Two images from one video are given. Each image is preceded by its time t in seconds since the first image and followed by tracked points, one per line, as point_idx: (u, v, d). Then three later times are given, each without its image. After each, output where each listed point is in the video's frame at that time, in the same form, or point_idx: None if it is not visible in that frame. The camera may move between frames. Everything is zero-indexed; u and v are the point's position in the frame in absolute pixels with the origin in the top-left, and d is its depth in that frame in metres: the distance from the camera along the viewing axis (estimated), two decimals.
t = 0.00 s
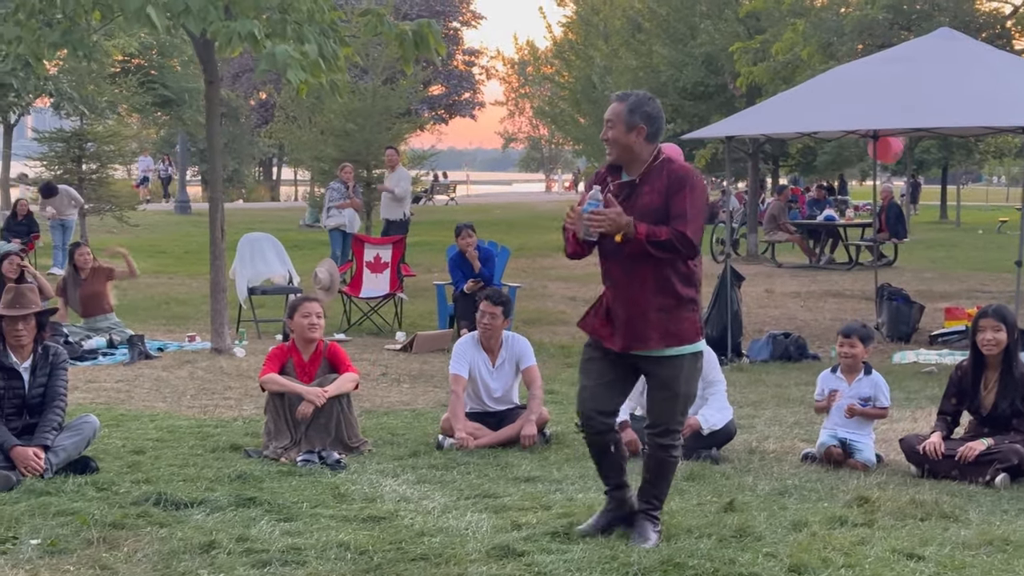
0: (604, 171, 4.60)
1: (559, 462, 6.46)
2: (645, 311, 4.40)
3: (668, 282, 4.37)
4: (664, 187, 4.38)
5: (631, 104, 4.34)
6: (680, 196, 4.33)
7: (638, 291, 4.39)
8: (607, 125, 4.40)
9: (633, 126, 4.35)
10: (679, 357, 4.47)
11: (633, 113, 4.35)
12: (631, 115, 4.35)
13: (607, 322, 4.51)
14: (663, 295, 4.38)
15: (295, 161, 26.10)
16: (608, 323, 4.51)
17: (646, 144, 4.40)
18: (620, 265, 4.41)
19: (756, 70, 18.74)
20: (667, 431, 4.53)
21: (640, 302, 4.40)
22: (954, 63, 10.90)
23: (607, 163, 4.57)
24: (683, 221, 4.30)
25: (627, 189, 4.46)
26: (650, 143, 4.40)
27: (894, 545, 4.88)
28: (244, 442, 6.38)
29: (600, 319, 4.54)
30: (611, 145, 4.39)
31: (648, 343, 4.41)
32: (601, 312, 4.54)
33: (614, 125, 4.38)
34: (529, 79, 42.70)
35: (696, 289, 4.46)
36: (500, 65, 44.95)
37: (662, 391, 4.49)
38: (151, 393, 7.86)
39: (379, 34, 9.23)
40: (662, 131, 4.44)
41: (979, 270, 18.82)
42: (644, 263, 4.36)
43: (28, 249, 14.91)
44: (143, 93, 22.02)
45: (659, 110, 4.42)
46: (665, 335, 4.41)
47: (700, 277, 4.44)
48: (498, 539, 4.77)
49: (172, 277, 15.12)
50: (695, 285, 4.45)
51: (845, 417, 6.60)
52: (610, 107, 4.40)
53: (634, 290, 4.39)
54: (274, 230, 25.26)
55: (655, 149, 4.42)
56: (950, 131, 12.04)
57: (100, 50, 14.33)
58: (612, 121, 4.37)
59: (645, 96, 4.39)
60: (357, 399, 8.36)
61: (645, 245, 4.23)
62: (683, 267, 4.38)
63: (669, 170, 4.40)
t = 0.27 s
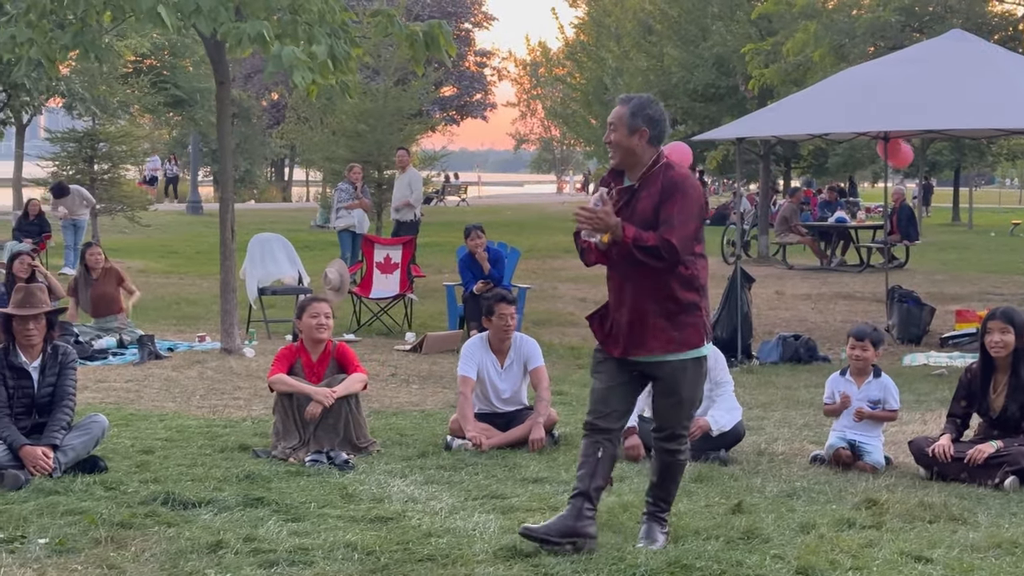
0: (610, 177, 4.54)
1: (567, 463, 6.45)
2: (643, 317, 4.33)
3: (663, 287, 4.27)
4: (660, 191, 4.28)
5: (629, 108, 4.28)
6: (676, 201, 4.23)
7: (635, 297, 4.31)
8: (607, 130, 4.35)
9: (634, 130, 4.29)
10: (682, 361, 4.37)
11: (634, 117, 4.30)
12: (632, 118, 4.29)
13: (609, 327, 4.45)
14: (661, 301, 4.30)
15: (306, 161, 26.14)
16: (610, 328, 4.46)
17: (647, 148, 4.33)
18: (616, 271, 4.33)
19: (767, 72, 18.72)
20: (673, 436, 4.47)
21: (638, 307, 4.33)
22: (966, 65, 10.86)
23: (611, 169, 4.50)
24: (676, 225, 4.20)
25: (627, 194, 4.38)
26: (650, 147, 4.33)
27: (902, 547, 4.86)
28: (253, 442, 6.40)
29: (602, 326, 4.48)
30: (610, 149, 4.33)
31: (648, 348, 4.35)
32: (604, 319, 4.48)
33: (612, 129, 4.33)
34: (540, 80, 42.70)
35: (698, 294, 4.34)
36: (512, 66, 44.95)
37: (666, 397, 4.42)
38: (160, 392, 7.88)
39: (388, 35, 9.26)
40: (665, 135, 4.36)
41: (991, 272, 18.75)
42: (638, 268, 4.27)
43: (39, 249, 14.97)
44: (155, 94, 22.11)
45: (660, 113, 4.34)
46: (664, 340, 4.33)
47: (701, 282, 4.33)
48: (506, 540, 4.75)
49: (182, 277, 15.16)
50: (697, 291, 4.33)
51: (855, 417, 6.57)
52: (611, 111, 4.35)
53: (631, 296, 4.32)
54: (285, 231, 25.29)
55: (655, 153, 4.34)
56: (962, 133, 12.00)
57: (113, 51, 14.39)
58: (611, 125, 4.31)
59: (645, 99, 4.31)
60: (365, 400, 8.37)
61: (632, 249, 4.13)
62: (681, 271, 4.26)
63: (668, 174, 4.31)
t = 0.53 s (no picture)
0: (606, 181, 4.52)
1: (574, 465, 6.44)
2: (637, 321, 4.30)
3: (659, 291, 4.24)
4: (656, 193, 4.27)
5: (626, 111, 4.26)
6: (671, 205, 4.21)
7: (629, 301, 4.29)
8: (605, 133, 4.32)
9: (631, 133, 4.26)
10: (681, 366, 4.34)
11: (632, 119, 4.27)
12: (630, 121, 4.27)
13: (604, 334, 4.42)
14: (654, 305, 4.27)
15: (316, 162, 26.16)
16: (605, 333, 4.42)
17: (644, 151, 4.30)
18: (611, 275, 4.31)
19: (777, 73, 18.69)
20: (672, 444, 4.46)
21: (633, 311, 4.30)
22: (976, 66, 10.83)
23: (607, 175, 4.48)
24: (671, 228, 4.19)
25: (623, 198, 4.36)
26: (647, 151, 4.29)
27: (910, 550, 4.85)
28: (261, 442, 6.41)
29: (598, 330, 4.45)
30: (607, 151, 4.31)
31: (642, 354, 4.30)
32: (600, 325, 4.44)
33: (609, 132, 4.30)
34: (550, 81, 42.69)
35: (694, 299, 4.31)
36: (523, 67, 44.95)
37: (665, 406, 4.39)
38: (169, 393, 7.90)
39: (396, 36, 9.28)
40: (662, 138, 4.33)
41: (1001, 275, 18.69)
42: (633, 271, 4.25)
43: (49, 249, 15.02)
44: (165, 95, 22.18)
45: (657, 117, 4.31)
46: (659, 344, 4.30)
47: (697, 286, 4.29)
48: (513, 542, 4.74)
49: (192, 278, 15.19)
50: (693, 296, 4.30)
51: (863, 421, 6.54)
52: (609, 113, 4.32)
53: (626, 300, 4.30)
54: (295, 232, 25.33)
55: (652, 156, 4.31)
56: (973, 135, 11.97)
57: (123, 52, 14.42)
58: (608, 128, 4.29)
59: (644, 103, 4.29)
60: (374, 401, 8.38)
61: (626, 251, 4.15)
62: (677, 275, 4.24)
63: (664, 176, 4.28)
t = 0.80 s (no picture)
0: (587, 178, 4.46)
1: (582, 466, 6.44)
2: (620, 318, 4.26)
3: (640, 289, 4.21)
4: (637, 190, 4.21)
5: (609, 106, 4.20)
6: (653, 201, 4.17)
7: (610, 298, 4.24)
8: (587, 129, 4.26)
9: (615, 129, 4.20)
10: (660, 367, 4.31)
11: (616, 116, 4.20)
12: (614, 117, 4.20)
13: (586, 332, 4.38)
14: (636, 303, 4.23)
15: (326, 163, 26.18)
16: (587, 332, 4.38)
17: (626, 148, 4.25)
18: (592, 273, 4.26)
19: (787, 74, 18.66)
20: (661, 450, 4.44)
21: (614, 309, 4.26)
22: (985, 67, 10.80)
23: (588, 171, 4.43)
24: (652, 222, 4.14)
25: (604, 195, 4.31)
26: (629, 148, 4.25)
27: (919, 551, 4.83)
28: (270, 442, 6.42)
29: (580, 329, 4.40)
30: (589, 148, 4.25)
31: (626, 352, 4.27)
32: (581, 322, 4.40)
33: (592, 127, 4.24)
34: (560, 83, 42.69)
35: (674, 297, 4.29)
36: (533, 68, 44.94)
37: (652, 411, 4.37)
38: (179, 393, 7.91)
39: (407, 37, 9.30)
40: (644, 136, 4.28)
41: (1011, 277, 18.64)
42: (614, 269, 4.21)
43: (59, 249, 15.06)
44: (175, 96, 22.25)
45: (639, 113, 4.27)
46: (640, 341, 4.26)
47: (676, 284, 4.27)
48: (520, 543, 4.74)
49: (202, 279, 15.22)
50: (673, 294, 4.28)
51: (871, 424, 6.53)
52: (592, 110, 4.26)
53: (607, 298, 4.25)
54: (304, 232, 25.37)
55: (634, 153, 4.26)
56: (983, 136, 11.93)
57: (134, 52, 14.46)
58: (590, 124, 4.23)
59: (627, 99, 4.24)
60: (383, 401, 8.38)
61: (607, 247, 4.10)
62: (656, 273, 4.21)
63: (645, 173, 4.24)
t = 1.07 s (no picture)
0: (568, 172, 4.42)
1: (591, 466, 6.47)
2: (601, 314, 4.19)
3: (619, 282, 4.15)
4: (619, 183, 4.17)
5: (589, 97, 4.15)
6: (635, 194, 4.11)
7: (590, 291, 4.17)
8: (567, 121, 4.22)
9: (598, 121, 4.15)
10: (637, 364, 4.23)
11: (597, 109, 4.16)
12: (597, 110, 4.16)
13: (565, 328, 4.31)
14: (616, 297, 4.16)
15: (336, 164, 26.22)
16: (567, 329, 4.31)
17: (607, 142, 4.21)
18: (573, 266, 4.19)
19: (797, 74, 18.62)
20: (647, 452, 4.34)
21: (594, 302, 4.19)
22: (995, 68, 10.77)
23: (570, 166, 4.38)
24: (636, 214, 4.07)
25: (585, 187, 4.26)
26: (610, 141, 4.21)
27: (927, 552, 4.82)
28: (279, 442, 6.44)
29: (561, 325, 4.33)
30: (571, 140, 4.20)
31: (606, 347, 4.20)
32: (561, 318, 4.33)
33: (572, 119, 4.20)
34: (570, 84, 42.69)
35: (653, 294, 4.23)
36: (543, 69, 44.96)
37: (630, 411, 4.27)
38: (188, 392, 7.94)
39: (417, 37, 9.32)
40: (625, 130, 4.25)
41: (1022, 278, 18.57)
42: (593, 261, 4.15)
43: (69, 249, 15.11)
44: (185, 96, 22.31)
45: (621, 106, 4.23)
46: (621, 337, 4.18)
47: (655, 280, 4.21)
48: (529, 542, 4.74)
49: (212, 279, 15.26)
50: (652, 289, 4.21)
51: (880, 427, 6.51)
52: (574, 103, 4.21)
53: (587, 292, 4.18)
54: (314, 233, 25.41)
55: (615, 147, 4.22)
56: (994, 137, 11.89)
57: (144, 53, 14.50)
58: (572, 116, 4.19)
59: (609, 91, 4.20)
60: (392, 401, 8.39)
61: (590, 238, 4.02)
62: (635, 268, 4.15)
63: (627, 167, 4.20)
